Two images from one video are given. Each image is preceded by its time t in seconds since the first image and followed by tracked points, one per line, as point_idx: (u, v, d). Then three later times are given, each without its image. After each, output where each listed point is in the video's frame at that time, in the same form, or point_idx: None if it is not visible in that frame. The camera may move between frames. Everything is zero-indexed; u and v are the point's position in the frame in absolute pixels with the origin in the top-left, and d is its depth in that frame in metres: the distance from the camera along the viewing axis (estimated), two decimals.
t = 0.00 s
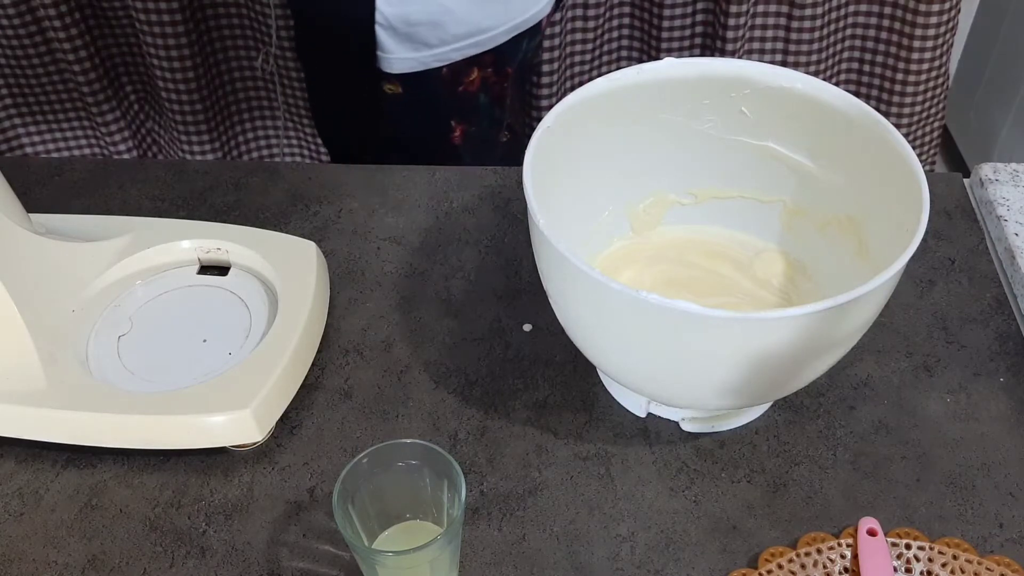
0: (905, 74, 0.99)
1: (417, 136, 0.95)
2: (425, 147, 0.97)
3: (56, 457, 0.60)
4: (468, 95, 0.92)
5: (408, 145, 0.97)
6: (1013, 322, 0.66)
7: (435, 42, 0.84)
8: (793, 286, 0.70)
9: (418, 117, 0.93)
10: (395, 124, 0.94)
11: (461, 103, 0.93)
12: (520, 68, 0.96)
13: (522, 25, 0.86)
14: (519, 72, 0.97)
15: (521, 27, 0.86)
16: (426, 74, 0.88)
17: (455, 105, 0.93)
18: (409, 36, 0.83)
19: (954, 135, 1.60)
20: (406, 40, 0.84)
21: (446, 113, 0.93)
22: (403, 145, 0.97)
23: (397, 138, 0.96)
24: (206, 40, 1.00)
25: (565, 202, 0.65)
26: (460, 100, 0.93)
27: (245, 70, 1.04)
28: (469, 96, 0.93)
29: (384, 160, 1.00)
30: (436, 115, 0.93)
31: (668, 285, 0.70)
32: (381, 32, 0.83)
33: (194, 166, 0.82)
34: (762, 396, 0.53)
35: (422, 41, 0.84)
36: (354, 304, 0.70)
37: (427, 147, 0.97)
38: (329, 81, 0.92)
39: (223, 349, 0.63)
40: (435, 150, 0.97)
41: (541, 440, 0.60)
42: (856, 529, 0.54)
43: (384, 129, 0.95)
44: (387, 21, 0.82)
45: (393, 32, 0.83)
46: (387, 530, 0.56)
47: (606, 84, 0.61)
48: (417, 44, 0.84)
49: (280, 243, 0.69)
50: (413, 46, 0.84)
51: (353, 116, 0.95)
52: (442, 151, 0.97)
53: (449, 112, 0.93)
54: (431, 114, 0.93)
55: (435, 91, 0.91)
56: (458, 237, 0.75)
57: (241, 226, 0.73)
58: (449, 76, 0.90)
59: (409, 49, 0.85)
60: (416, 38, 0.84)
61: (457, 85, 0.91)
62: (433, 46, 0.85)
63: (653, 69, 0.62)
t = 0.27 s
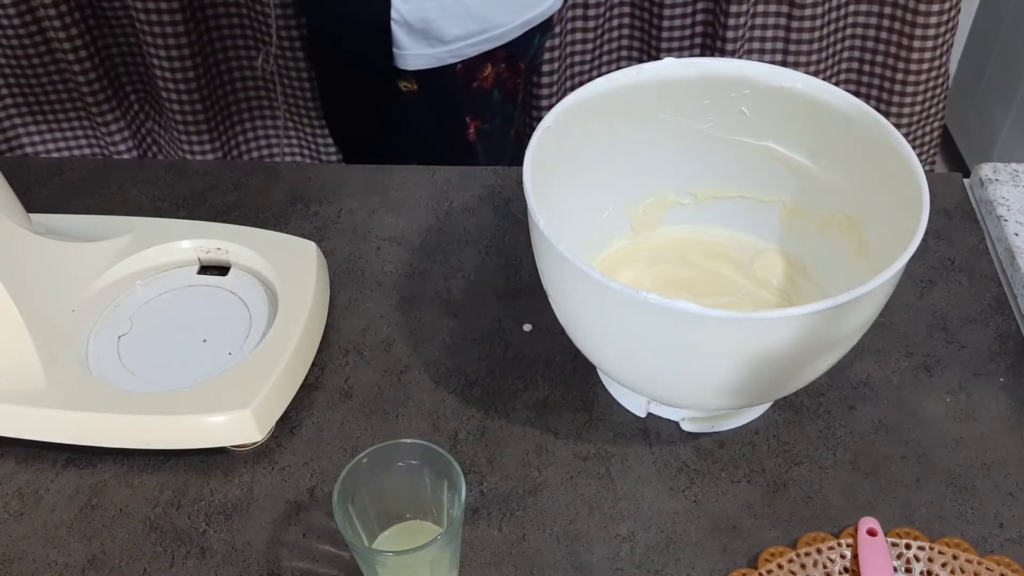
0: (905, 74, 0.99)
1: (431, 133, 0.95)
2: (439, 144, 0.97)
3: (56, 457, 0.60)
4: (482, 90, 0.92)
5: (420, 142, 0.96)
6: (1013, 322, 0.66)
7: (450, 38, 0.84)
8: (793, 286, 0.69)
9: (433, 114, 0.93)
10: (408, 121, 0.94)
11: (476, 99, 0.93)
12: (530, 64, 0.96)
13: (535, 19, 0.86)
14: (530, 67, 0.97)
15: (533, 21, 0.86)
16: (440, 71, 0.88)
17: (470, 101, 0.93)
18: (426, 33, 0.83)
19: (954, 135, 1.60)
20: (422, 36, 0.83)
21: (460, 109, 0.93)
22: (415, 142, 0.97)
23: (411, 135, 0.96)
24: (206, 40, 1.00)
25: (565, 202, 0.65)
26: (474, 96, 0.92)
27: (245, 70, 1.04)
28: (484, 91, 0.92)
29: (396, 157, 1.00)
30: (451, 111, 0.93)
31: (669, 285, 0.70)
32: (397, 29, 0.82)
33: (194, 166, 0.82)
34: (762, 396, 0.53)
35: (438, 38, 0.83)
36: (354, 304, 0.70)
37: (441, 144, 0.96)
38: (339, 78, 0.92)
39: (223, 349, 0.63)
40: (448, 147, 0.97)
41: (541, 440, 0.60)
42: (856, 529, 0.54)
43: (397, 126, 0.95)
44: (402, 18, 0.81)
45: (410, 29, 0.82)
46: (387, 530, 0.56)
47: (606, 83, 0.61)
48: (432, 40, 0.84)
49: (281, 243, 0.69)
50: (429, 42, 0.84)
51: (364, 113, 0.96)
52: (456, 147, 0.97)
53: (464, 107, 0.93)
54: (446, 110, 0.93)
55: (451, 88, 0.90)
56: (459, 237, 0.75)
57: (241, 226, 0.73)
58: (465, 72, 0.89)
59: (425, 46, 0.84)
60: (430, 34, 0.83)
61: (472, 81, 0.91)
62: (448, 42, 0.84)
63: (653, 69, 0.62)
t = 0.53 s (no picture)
0: (905, 74, 0.99)
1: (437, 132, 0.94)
2: (445, 144, 0.96)
3: (56, 457, 0.60)
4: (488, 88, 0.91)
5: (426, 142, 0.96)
6: (1013, 322, 0.66)
7: (455, 38, 0.83)
8: (793, 286, 0.69)
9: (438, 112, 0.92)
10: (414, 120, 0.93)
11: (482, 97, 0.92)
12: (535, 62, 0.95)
13: (540, 18, 0.86)
14: (536, 66, 0.96)
15: (538, 21, 0.86)
16: (444, 70, 0.87)
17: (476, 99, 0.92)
18: (431, 32, 0.82)
19: (954, 135, 1.60)
20: (427, 36, 0.83)
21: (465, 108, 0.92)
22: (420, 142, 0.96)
23: (417, 134, 0.95)
24: (206, 40, 1.00)
25: (565, 202, 0.65)
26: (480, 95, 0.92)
27: (245, 70, 1.04)
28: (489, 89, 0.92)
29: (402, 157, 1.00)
30: (455, 111, 0.92)
31: (668, 285, 0.70)
32: (401, 29, 0.82)
33: (194, 166, 0.82)
34: (762, 396, 0.53)
35: (443, 37, 0.83)
36: (354, 304, 0.70)
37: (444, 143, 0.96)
38: (343, 76, 0.92)
39: (223, 349, 0.63)
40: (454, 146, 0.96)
41: (541, 440, 0.60)
42: (856, 529, 0.54)
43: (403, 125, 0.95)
44: (407, 18, 0.81)
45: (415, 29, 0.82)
46: (387, 530, 0.56)
47: (606, 84, 0.61)
48: (437, 40, 0.83)
49: (281, 243, 0.69)
50: (434, 42, 0.83)
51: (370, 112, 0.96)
52: (462, 147, 0.96)
53: (470, 106, 0.92)
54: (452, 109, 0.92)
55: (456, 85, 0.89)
56: (459, 237, 0.75)
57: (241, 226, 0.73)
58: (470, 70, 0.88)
59: (430, 46, 0.83)
60: (435, 34, 0.82)
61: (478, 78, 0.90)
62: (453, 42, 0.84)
63: (653, 69, 0.62)
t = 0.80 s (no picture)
0: (906, 74, 0.99)
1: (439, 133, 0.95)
2: (447, 145, 0.96)
3: (56, 457, 0.60)
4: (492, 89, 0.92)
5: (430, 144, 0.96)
6: (1013, 322, 0.66)
7: (456, 39, 0.84)
8: (793, 286, 0.69)
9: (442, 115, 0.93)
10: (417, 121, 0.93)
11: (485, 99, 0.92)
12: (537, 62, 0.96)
13: (542, 19, 0.87)
14: (537, 67, 0.97)
15: (539, 22, 0.87)
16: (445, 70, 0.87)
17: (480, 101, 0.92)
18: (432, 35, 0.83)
19: (954, 135, 1.60)
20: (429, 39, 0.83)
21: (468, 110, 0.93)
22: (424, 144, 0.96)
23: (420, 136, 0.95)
24: (206, 40, 1.00)
25: (565, 201, 0.65)
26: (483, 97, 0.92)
27: (245, 70, 1.04)
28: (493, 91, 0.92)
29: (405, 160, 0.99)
30: (457, 112, 0.92)
31: (668, 285, 0.70)
32: (403, 31, 0.82)
33: (194, 166, 0.82)
34: (762, 396, 0.53)
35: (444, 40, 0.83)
36: (354, 304, 0.70)
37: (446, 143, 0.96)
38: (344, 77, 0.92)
39: (223, 349, 0.63)
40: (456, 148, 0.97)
41: (541, 440, 0.60)
42: (856, 529, 0.54)
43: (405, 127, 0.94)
44: (409, 19, 0.81)
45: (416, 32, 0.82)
46: (387, 530, 0.56)
47: (606, 83, 0.61)
48: (439, 42, 0.84)
49: (280, 243, 0.69)
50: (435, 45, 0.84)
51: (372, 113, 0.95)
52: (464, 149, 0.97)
53: (473, 108, 0.93)
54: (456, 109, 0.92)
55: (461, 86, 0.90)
56: (459, 237, 0.75)
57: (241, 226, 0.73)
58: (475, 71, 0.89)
59: (432, 48, 0.84)
60: (437, 36, 0.83)
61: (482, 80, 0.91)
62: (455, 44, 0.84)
63: (653, 69, 0.62)
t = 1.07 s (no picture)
0: (906, 74, 0.99)
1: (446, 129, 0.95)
2: (455, 141, 0.96)
3: (56, 457, 0.60)
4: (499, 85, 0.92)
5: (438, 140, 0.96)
6: (1013, 322, 0.66)
7: (469, 35, 0.83)
8: (793, 286, 0.69)
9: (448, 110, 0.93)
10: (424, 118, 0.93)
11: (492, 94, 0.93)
12: (543, 55, 0.96)
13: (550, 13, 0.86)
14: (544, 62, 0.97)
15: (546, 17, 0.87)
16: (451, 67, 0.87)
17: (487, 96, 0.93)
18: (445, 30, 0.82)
19: (954, 135, 1.60)
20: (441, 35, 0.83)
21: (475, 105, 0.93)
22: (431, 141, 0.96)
23: (428, 133, 0.95)
24: (206, 40, 1.00)
25: (565, 201, 0.65)
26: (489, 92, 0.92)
27: (245, 70, 1.04)
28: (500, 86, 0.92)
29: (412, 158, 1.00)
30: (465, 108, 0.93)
31: (669, 285, 0.70)
32: (417, 27, 0.82)
33: (194, 166, 0.82)
34: (762, 396, 0.53)
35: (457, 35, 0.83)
36: (354, 304, 0.70)
37: (451, 141, 0.96)
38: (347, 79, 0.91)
39: (223, 349, 0.63)
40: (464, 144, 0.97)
41: (541, 440, 0.60)
42: (856, 529, 0.54)
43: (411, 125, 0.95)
44: (422, 16, 0.81)
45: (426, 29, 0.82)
46: (387, 530, 0.56)
47: (606, 83, 0.61)
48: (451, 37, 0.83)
49: (280, 243, 0.69)
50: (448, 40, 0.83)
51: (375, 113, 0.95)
52: (473, 145, 0.97)
53: (483, 104, 0.93)
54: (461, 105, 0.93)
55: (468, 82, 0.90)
56: (459, 237, 0.75)
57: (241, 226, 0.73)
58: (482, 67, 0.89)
59: (445, 43, 0.84)
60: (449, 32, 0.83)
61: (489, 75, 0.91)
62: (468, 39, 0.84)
63: (653, 69, 0.62)
